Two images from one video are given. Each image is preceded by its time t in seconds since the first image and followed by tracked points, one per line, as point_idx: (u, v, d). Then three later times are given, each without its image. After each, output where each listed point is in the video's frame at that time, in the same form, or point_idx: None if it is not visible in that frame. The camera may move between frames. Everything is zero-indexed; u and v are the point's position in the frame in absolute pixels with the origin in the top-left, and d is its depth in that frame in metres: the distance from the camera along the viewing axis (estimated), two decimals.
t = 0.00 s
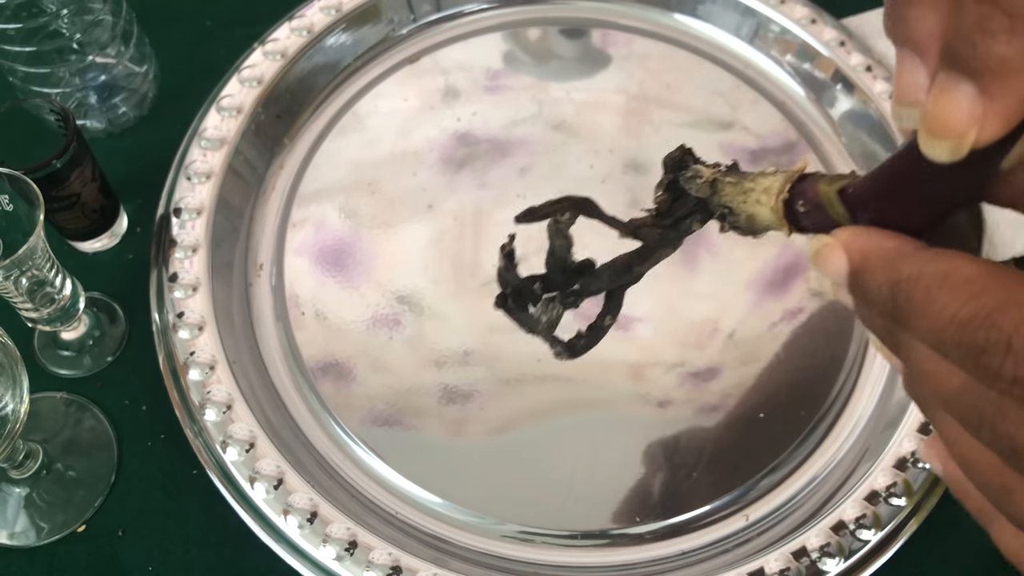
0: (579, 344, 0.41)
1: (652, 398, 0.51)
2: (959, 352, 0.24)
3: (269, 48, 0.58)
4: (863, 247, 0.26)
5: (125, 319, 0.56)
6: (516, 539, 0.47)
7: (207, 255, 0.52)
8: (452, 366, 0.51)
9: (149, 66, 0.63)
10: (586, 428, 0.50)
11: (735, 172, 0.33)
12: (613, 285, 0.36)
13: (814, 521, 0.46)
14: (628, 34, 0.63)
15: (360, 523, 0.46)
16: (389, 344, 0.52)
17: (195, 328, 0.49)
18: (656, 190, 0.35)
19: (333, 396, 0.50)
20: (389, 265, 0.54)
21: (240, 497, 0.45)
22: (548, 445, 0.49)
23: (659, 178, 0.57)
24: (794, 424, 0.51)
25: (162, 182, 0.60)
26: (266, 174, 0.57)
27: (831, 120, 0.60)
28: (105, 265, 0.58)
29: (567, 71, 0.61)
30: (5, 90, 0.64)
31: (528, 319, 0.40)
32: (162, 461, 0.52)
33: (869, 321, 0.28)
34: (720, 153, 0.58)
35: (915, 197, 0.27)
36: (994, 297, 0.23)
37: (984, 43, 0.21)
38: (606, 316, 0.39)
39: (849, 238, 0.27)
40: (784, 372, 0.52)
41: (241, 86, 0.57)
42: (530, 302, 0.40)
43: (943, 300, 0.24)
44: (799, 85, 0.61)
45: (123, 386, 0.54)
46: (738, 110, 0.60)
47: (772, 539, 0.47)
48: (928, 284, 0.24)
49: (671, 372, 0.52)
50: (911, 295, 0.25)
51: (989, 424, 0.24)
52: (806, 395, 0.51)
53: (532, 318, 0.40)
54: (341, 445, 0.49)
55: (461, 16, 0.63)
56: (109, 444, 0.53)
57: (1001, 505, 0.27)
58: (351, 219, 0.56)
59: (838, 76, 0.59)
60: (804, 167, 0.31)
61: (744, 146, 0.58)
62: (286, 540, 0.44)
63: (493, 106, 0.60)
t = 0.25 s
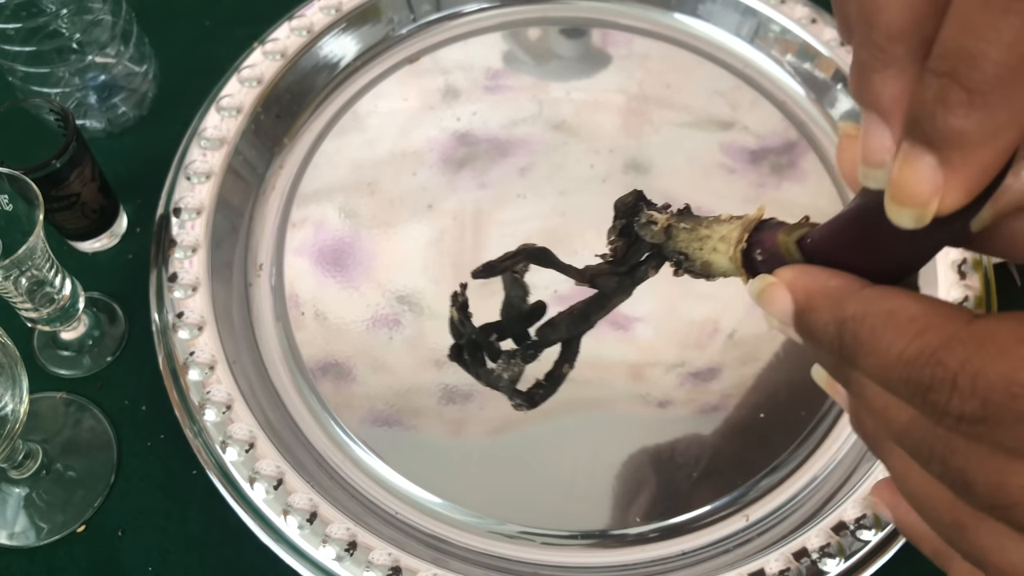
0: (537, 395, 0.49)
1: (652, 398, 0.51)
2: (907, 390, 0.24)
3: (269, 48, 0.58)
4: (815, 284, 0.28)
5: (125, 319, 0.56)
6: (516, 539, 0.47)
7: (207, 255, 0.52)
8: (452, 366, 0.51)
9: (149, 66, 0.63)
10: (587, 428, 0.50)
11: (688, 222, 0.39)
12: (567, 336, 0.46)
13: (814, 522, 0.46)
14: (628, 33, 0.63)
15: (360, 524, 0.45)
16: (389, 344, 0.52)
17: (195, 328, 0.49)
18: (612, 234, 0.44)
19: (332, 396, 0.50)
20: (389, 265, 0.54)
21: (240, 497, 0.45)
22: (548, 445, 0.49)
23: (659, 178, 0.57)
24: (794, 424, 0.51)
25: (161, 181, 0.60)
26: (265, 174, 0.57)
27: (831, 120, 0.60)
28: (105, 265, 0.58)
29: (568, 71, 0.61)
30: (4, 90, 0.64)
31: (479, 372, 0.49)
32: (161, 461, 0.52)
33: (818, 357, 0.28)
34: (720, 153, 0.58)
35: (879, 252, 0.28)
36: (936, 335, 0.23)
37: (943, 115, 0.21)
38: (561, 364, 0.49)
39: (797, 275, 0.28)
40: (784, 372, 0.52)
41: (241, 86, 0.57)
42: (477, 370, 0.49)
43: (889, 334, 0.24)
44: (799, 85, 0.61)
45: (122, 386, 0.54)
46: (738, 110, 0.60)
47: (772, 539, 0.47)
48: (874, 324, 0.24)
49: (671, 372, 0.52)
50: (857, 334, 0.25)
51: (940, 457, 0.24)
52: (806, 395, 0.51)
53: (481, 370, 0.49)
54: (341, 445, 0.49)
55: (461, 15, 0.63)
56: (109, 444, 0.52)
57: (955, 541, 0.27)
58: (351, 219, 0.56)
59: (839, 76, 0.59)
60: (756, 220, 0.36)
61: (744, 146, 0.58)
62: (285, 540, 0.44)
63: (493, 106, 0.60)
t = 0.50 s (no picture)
0: (509, 373, 0.45)
1: (652, 398, 0.51)
2: (851, 436, 0.27)
3: (269, 48, 0.58)
4: (765, 325, 0.30)
5: (125, 319, 0.56)
6: (516, 539, 0.47)
7: (206, 255, 0.52)
8: (451, 366, 0.51)
9: (149, 66, 0.63)
10: (586, 429, 0.50)
11: (664, 231, 0.36)
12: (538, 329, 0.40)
13: (814, 522, 0.46)
14: (628, 33, 0.63)
15: (360, 524, 0.45)
16: (389, 344, 0.52)
17: (194, 328, 0.49)
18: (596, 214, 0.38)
19: (332, 396, 0.50)
20: (388, 265, 0.54)
21: (240, 497, 0.45)
22: (548, 445, 0.49)
23: (659, 178, 0.57)
24: (794, 424, 0.51)
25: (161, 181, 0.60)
26: (265, 174, 0.57)
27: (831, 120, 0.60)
28: (105, 265, 0.58)
29: (568, 71, 0.61)
30: (4, 91, 0.64)
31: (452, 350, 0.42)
32: (161, 461, 0.52)
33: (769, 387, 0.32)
34: (720, 153, 0.58)
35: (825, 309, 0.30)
36: (875, 394, 0.26)
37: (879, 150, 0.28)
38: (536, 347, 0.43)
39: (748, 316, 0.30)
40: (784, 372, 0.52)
41: (241, 86, 0.57)
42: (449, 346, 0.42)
43: (832, 387, 0.27)
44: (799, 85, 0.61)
45: (122, 387, 0.54)
46: (738, 110, 0.60)
47: (772, 539, 0.46)
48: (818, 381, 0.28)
49: (671, 372, 0.52)
50: (802, 383, 0.28)
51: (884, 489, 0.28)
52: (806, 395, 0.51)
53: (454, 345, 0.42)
54: (342, 445, 0.49)
55: (461, 15, 0.63)
56: (109, 444, 0.52)
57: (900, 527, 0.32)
58: (351, 219, 0.56)
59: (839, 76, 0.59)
60: (723, 245, 0.34)
61: (744, 146, 0.58)
62: (285, 540, 0.44)
63: (493, 106, 0.60)
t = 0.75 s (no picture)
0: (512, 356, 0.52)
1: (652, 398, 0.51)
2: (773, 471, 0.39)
3: (269, 48, 0.58)
4: (733, 391, 0.40)
5: (125, 319, 0.56)
6: (516, 539, 0.47)
7: (207, 255, 0.52)
8: (452, 366, 0.52)
9: (149, 66, 0.63)
10: (586, 428, 0.50)
11: (648, 264, 0.45)
12: (550, 324, 0.51)
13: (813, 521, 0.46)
14: (628, 34, 0.63)
15: (360, 524, 0.45)
16: (389, 344, 0.52)
17: (195, 328, 0.49)
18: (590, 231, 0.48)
19: (333, 396, 0.50)
20: (389, 265, 0.54)
21: (240, 497, 0.45)
22: (548, 445, 0.49)
23: (659, 178, 0.57)
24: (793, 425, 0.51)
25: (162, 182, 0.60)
26: (266, 174, 0.57)
27: (830, 121, 0.60)
28: (105, 265, 0.58)
29: (567, 71, 0.61)
30: (4, 90, 0.64)
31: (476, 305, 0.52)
32: (162, 461, 0.52)
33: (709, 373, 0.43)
34: (720, 154, 0.58)
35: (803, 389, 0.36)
36: (815, 487, 0.36)
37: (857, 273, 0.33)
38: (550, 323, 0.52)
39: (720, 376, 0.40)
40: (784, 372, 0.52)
41: (242, 86, 0.57)
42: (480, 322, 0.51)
43: (814, 475, 0.37)
44: (798, 85, 0.61)
45: (123, 387, 0.54)
46: (737, 110, 0.60)
47: (771, 539, 0.47)
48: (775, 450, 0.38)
49: (671, 372, 0.52)
50: (763, 452, 0.39)
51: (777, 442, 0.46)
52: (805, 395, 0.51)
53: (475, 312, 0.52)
54: (342, 445, 0.49)
55: (462, 15, 0.63)
56: (110, 445, 0.53)
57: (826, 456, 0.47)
58: (351, 219, 0.56)
59: (838, 76, 0.59)
60: (696, 301, 0.42)
61: (743, 146, 0.59)
62: (286, 540, 0.44)
63: (493, 106, 0.60)
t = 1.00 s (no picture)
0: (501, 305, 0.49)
1: (652, 398, 0.51)
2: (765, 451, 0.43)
3: (269, 48, 0.58)
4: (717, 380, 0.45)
5: (126, 319, 0.56)
6: (516, 538, 0.47)
7: (207, 255, 0.52)
8: (452, 366, 0.52)
9: (149, 66, 0.63)
10: (586, 428, 0.50)
11: (640, 244, 0.45)
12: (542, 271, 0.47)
13: (813, 521, 0.46)
14: (627, 34, 0.63)
15: (360, 523, 0.46)
16: (390, 344, 0.52)
17: (196, 328, 0.49)
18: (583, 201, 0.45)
19: (333, 396, 0.50)
20: (389, 265, 0.55)
21: (240, 497, 0.45)
22: (548, 444, 0.49)
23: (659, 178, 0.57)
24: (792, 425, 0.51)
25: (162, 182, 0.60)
26: (266, 174, 0.57)
27: (830, 121, 0.60)
28: (106, 265, 0.58)
29: (567, 71, 0.61)
30: (5, 90, 0.64)
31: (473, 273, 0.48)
32: (162, 461, 0.52)
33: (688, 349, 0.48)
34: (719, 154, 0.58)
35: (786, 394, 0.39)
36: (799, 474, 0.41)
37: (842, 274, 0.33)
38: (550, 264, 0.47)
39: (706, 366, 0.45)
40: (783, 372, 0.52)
41: (242, 86, 0.57)
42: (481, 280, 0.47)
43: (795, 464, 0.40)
44: (798, 85, 0.61)
45: (123, 386, 0.54)
46: (737, 110, 0.60)
47: (770, 538, 0.47)
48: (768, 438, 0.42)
49: (670, 372, 0.52)
50: (754, 433, 0.43)
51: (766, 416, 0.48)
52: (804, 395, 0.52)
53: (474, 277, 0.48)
54: (342, 446, 0.49)
55: (461, 15, 0.63)
56: (110, 444, 0.53)
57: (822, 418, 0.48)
58: (351, 219, 0.56)
59: (838, 76, 0.59)
60: (686, 285, 0.44)
61: (743, 146, 0.59)
62: (286, 540, 0.44)
63: (493, 106, 0.60)
